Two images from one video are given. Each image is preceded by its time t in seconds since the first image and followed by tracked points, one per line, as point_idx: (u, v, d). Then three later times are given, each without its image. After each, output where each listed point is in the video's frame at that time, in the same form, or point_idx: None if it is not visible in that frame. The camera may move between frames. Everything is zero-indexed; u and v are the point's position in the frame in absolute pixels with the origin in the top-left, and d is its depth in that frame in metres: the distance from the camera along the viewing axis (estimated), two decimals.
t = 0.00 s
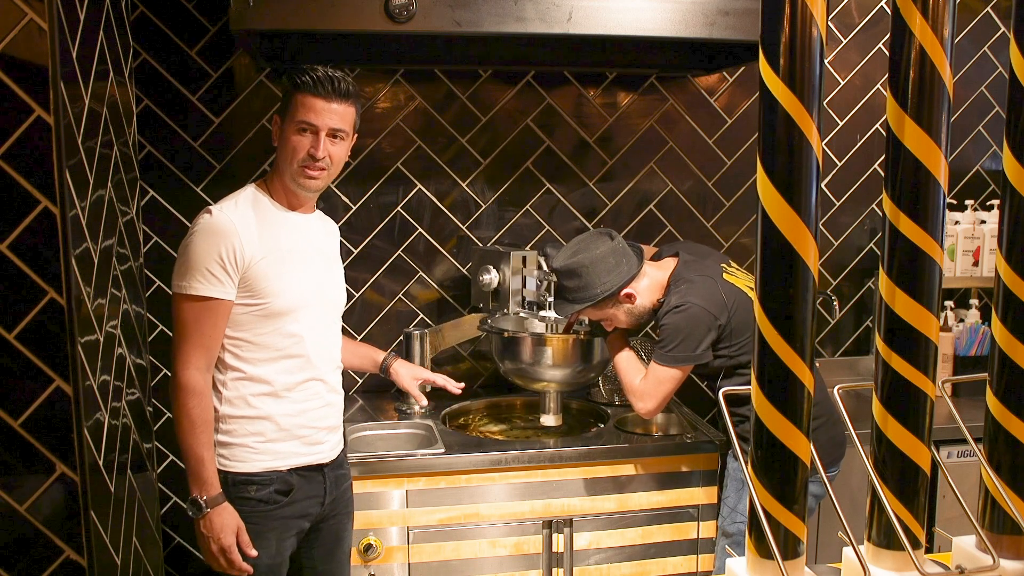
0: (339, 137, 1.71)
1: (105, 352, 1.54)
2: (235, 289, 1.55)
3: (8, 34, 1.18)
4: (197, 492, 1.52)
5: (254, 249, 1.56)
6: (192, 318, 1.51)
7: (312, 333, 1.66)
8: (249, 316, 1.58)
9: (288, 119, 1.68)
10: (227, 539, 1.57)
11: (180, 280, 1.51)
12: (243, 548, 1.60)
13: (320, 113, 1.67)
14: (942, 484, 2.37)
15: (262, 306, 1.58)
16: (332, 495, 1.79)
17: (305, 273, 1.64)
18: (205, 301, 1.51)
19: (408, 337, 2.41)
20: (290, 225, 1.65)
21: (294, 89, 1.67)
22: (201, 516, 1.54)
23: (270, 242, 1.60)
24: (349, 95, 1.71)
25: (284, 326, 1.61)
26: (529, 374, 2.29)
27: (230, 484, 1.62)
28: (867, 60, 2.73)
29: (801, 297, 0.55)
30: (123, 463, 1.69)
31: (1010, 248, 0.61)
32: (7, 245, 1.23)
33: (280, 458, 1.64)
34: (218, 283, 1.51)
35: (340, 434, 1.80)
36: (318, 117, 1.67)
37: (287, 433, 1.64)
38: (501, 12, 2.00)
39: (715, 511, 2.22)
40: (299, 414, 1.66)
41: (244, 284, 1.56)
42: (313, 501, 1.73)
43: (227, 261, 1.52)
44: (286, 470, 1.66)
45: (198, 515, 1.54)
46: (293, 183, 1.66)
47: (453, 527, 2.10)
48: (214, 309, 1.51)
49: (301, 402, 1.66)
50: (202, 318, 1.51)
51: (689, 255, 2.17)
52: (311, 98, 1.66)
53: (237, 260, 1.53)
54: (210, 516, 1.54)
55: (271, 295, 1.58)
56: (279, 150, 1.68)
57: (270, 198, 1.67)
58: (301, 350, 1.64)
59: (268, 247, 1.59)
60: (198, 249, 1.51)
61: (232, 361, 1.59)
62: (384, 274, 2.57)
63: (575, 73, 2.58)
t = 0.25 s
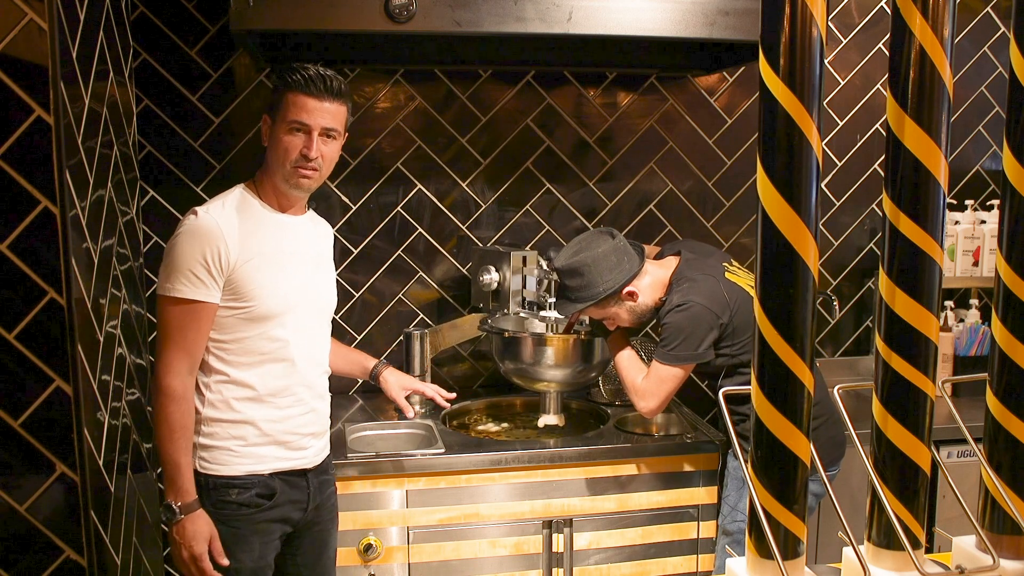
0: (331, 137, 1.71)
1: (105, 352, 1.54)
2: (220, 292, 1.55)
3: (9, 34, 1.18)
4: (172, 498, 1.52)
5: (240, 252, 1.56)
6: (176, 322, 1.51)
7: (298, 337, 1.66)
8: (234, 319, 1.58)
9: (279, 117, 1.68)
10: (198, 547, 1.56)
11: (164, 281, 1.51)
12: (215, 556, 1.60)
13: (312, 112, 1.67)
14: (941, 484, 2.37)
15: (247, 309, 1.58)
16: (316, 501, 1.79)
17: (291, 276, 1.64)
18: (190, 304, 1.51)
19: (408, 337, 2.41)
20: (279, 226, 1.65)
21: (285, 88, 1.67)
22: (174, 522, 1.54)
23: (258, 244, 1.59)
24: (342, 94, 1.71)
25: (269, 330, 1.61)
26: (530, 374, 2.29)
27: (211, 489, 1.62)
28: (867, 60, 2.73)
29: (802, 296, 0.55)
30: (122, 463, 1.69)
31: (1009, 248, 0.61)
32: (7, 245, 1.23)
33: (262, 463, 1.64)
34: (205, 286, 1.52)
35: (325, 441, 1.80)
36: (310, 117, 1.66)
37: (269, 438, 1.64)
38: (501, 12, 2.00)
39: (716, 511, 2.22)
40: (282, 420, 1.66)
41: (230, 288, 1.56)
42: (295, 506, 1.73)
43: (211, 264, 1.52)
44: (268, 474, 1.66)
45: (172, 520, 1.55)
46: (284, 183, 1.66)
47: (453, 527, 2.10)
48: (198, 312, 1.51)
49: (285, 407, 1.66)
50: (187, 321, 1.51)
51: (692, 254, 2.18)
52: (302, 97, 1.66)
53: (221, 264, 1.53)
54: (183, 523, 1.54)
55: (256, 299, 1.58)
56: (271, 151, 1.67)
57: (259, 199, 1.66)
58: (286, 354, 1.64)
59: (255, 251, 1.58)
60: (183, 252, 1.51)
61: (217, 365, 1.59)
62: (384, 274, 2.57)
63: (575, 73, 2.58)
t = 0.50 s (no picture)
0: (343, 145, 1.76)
1: (105, 352, 1.54)
2: (208, 300, 1.55)
3: (9, 34, 1.18)
4: (159, 511, 1.53)
5: (226, 259, 1.56)
6: (163, 332, 1.52)
7: (290, 339, 1.66)
8: (224, 325, 1.58)
9: (301, 127, 1.65)
10: (183, 560, 1.56)
11: (151, 291, 1.52)
12: (200, 568, 1.60)
13: (337, 125, 1.69)
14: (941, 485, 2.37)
15: (237, 314, 1.58)
16: (310, 504, 1.79)
17: (281, 279, 1.63)
18: (177, 314, 1.51)
19: (408, 337, 2.41)
20: (268, 229, 1.64)
21: (310, 99, 1.65)
22: (159, 535, 1.54)
23: (245, 249, 1.59)
24: (358, 104, 1.75)
25: (260, 334, 1.61)
26: (530, 374, 2.28)
27: (206, 491, 1.62)
28: (867, 60, 2.73)
29: (802, 296, 0.55)
30: (122, 463, 1.69)
31: (1009, 248, 0.61)
32: (7, 245, 1.23)
33: (256, 466, 1.64)
34: (192, 295, 1.52)
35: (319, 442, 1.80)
36: (336, 130, 1.69)
37: (263, 441, 1.64)
38: (501, 12, 2.00)
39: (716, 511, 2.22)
40: (277, 423, 1.66)
41: (218, 296, 1.56)
42: (290, 510, 1.73)
43: (197, 274, 1.52)
44: (263, 476, 1.66)
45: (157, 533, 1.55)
46: (305, 192, 1.69)
47: (452, 527, 2.10)
48: (184, 321, 1.52)
49: (279, 409, 1.66)
50: (175, 331, 1.52)
51: (693, 253, 2.18)
52: (330, 111, 1.67)
53: (207, 273, 1.53)
54: (169, 535, 1.54)
55: (245, 304, 1.58)
56: (292, 161, 1.67)
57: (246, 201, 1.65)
58: (278, 357, 1.64)
59: (242, 256, 1.58)
60: (168, 261, 1.51)
61: (208, 370, 1.60)
62: (384, 274, 2.57)
63: (575, 73, 2.58)
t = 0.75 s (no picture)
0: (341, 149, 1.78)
1: (105, 352, 1.54)
2: (208, 304, 1.54)
3: (9, 34, 1.18)
4: (170, 518, 1.54)
5: (226, 263, 1.55)
6: (165, 340, 1.50)
7: (292, 338, 1.67)
8: (227, 329, 1.58)
9: (323, 139, 1.66)
10: (198, 565, 1.57)
11: (150, 299, 1.50)
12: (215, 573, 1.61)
13: (348, 136, 1.73)
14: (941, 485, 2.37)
15: (239, 318, 1.57)
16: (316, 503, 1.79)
17: (280, 280, 1.63)
18: (179, 322, 1.50)
19: (408, 337, 2.41)
20: (265, 230, 1.63)
21: (336, 113, 1.66)
22: (173, 541, 1.55)
23: (244, 252, 1.58)
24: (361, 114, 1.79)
25: (263, 336, 1.61)
26: (529, 372, 2.29)
27: (213, 492, 1.63)
28: (867, 60, 2.73)
29: (801, 296, 0.56)
30: (122, 463, 1.69)
31: (1009, 247, 0.61)
32: (7, 245, 1.23)
33: (263, 464, 1.64)
34: (193, 301, 1.51)
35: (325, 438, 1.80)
36: (349, 141, 1.73)
37: (271, 440, 1.65)
38: (501, 12, 2.00)
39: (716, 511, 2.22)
40: (282, 422, 1.66)
41: (219, 300, 1.55)
42: (298, 508, 1.74)
43: (198, 279, 1.51)
44: (270, 475, 1.66)
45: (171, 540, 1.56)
46: (310, 197, 1.72)
47: (452, 527, 2.10)
48: (186, 327, 1.51)
49: (285, 409, 1.66)
50: (177, 339, 1.50)
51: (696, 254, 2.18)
52: (348, 124, 1.70)
53: (208, 278, 1.52)
54: (182, 542, 1.55)
55: (247, 307, 1.58)
56: (308, 171, 1.67)
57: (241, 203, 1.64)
58: (281, 357, 1.64)
59: (242, 260, 1.57)
60: (167, 269, 1.49)
61: (211, 373, 1.59)
62: (384, 274, 2.57)
63: (575, 73, 2.58)
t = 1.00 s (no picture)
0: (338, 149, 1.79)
1: (105, 353, 1.54)
2: (217, 306, 1.54)
3: (9, 34, 1.18)
4: (192, 521, 1.54)
5: (234, 264, 1.54)
6: (175, 344, 1.49)
7: (297, 337, 1.67)
8: (235, 330, 1.57)
9: (323, 137, 1.67)
10: (224, 565, 1.58)
11: (158, 303, 1.49)
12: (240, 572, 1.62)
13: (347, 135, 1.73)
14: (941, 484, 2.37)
15: (247, 319, 1.57)
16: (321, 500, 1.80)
17: (284, 279, 1.64)
18: (189, 324, 1.49)
19: (408, 337, 2.41)
20: (266, 230, 1.63)
21: (336, 111, 1.67)
22: (196, 544, 1.55)
23: (249, 253, 1.58)
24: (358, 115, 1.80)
25: (270, 336, 1.61)
26: (526, 372, 2.30)
27: (224, 491, 1.63)
28: (867, 60, 2.73)
29: (802, 297, 0.56)
30: (123, 463, 1.69)
31: (1010, 247, 0.61)
32: (7, 244, 1.23)
33: (274, 463, 1.65)
34: (202, 303, 1.50)
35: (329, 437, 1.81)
36: (348, 140, 1.74)
37: (280, 439, 1.65)
38: (502, 12, 2.00)
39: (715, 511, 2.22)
40: (291, 420, 1.67)
41: (227, 302, 1.55)
42: (304, 506, 1.74)
43: (208, 281, 1.50)
44: (281, 474, 1.67)
45: (194, 543, 1.56)
46: (310, 196, 1.72)
47: (451, 527, 2.10)
48: (197, 329, 1.49)
49: (293, 408, 1.67)
50: (186, 342, 1.49)
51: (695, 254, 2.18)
52: (348, 123, 1.71)
53: (218, 280, 1.52)
54: (206, 544, 1.55)
55: (254, 307, 1.58)
56: (308, 169, 1.67)
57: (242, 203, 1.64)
58: (288, 357, 1.65)
59: (248, 260, 1.57)
60: (174, 272, 1.48)
61: (219, 375, 1.59)
62: (384, 274, 2.57)
63: (575, 73, 2.58)
